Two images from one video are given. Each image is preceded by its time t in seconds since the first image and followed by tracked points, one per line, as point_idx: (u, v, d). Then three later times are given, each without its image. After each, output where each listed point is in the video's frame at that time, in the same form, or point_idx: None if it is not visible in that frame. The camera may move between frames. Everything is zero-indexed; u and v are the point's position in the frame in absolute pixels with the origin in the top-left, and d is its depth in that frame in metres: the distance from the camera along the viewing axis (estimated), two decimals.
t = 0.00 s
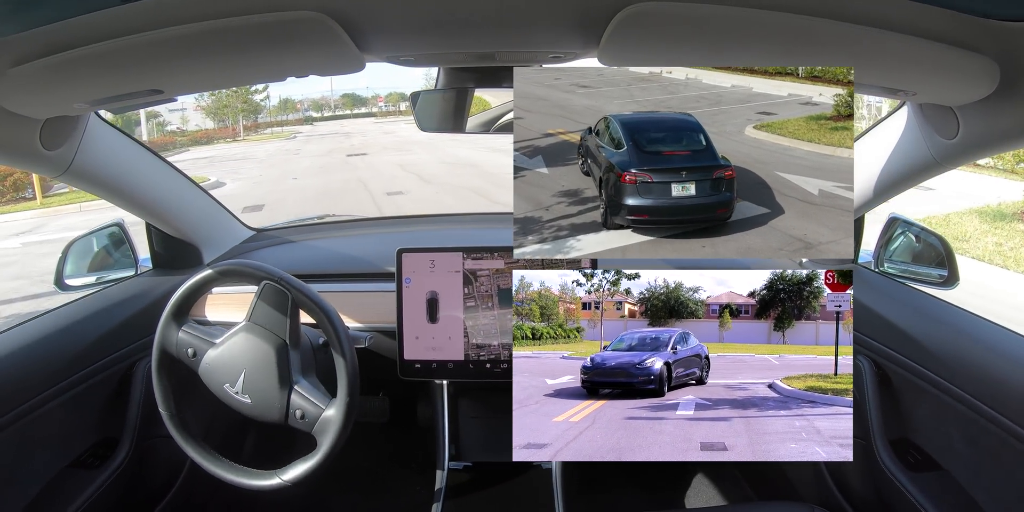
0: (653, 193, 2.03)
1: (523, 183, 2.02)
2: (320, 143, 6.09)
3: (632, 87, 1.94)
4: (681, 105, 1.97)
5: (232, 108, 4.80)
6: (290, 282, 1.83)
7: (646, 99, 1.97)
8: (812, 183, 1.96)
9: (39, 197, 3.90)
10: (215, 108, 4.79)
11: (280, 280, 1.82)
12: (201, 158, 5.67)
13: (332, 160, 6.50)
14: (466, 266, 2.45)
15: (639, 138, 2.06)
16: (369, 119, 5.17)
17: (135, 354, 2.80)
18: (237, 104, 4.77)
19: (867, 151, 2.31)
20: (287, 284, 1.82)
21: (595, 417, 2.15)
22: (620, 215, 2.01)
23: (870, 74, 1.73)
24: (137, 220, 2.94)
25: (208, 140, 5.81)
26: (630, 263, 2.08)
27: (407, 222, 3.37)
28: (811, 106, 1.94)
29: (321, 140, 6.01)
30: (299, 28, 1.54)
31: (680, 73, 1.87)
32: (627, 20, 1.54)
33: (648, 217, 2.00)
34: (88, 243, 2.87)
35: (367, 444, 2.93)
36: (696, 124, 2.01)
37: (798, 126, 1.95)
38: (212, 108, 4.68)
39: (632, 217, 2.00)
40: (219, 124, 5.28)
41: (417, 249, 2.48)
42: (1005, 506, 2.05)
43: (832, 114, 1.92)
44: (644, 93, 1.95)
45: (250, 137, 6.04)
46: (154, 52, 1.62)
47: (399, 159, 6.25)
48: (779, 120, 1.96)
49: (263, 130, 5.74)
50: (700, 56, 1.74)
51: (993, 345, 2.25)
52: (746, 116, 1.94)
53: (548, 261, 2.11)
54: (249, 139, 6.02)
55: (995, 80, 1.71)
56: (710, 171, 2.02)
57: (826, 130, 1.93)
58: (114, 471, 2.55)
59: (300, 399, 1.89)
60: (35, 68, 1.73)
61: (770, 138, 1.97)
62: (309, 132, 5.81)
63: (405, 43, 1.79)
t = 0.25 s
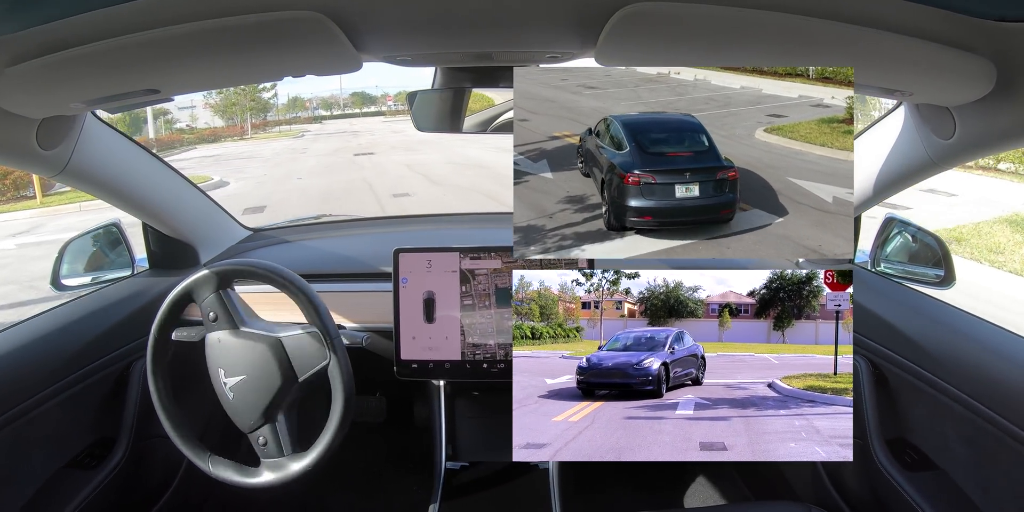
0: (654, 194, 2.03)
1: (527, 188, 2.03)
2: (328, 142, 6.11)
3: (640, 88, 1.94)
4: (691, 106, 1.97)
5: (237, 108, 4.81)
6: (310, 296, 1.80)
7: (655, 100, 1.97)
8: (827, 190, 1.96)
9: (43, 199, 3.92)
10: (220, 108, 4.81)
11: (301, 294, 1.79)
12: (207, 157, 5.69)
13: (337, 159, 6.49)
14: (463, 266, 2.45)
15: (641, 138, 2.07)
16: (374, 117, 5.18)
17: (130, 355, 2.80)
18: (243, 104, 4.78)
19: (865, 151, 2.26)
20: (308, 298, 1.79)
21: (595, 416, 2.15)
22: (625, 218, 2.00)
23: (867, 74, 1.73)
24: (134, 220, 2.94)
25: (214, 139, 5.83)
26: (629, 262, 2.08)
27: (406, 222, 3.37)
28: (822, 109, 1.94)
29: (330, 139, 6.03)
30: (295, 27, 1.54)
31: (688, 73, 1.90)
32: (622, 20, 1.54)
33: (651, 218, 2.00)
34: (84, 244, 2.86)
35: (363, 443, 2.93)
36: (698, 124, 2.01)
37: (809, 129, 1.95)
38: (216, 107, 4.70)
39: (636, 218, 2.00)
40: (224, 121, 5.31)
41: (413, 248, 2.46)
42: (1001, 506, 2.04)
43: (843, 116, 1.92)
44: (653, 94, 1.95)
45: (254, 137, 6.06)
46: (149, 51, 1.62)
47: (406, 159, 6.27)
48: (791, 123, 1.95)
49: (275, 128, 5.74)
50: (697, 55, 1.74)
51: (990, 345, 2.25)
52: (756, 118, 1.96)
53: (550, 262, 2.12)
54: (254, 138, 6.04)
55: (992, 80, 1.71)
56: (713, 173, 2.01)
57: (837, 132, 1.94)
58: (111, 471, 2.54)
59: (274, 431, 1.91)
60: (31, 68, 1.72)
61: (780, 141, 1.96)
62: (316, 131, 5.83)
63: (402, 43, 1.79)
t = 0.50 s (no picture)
0: (655, 196, 2.02)
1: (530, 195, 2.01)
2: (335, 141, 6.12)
3: (646, 90, 1.94)
4: (698, 109, 1.97)
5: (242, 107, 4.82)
6: (311, 295, 1.82)
7: (662, 102, 1.97)
8: (840, 198, 1.94)
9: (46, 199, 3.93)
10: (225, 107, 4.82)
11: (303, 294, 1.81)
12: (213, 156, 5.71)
13: (343, 159, 6.50)
14: (463, 266, 2.45)
15: (641, 140, 2.09)
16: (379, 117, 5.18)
17: (129, 354, 2.80)
18: (248, 103, 4.80)
19: (867, 150, 2.30)
20: (308, 298, 1.80)
21: (594, 416, 2.16)
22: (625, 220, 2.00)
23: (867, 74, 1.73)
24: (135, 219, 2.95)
25: (221, 137, 5.85)
26: (629, 259, 2.04)
27: (408, 222, 3.37)
28: (833, 111, 1.92)
29: (338, 137, 6.04)
30: (295, 27, 1.54)
31: (695, 73, 1.91)
32: (622, 20, 1.53)
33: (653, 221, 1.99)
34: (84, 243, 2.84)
35: (366, 442, 2.96)
36: (698, 125, 2.01)
37: (820, 132, 1.93)
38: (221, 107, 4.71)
39: (637, 220, 1.99)
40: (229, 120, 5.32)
41: (413, 248, 2.46)
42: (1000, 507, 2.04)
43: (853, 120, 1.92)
44: (659, 96, 1.95)
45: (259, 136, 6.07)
46: (150, 50, 1.62)
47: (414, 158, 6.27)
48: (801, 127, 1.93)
49: (281, 127, 5.75)
50: (697, 55, 1.74)
51: (989, 346, 2.24)
52: (765, 120, 1.95)
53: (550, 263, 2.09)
54: (258, 138, 6.04)
55: (993, 81, 1.71)
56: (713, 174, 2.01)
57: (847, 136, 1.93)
58: (110, 472, 2.54)
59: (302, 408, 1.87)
60: (31, 67, 1.72)
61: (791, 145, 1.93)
62: (323, 130, 5.84)
63: (402, 42, 1.79)
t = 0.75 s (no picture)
0: (656, 197, 2.02)
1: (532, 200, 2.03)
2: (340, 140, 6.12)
3: (650, 90, 1.96)
4: (703, 110, 1.99)
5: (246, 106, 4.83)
6: (315, 295, 1.83)
7: (668, 103, 1.99)
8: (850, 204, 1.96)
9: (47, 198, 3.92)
10: (230, 107, 4.82)
11: (306, 294, 1.80)
12: (216, 156, 5.71)
13: (347, 158, 6.50)
14: (466, 266, 2.45)
15: (640, 140, 2.09)
16: (384, 116, 5.19)
17: (130, 354, 2.79)
18: (252, 104, 4.80)
19: (865, 157, 2.31)
20: (312, 298, 1.81)
21: (593, 417, 2.14)
22: (625, 221, 2.01)
23: (870, 74, 1.73)
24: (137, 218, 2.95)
25: (225, 137, 5.85)
26: (629, 261, 2.04)
27: (410, 222, 3.37)
28: (842, 114, 1.94)
29: (343, 137, 6.04)
30: (298, 27, 1.54)
31: (700, 73, 1.90)
32: (625, 19, 1.53)
33: (655, 222, 2.00)
34: (87, 241, 2.84)
35: (368, 442, 2.98)
36: (698, 125, 2.02)
37: (830, 135, 1.96)
38: (225, 106, 4.71)
39: (637, 222, 2.01)
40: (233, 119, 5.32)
41: (416, 248, 2.47)
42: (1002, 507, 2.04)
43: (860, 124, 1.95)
44: (664, 97, 1.97)
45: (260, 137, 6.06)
46: (153, 49, 1.62)
47: (418, 159, 6.27)
48: (810, 128, 1.96)
49: (286, 126, 5.75)
50: (699, 55, 1.73)
51: (991, 347, 2.24)
52: (772, 122, 1.97)
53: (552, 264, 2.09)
54: (260, 139, 6.04)
55: (995, 82, 1.71)
56: (714, 175, 2.02)
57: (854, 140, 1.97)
58: (111, 471, 2.54)
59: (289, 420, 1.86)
60: (34, 66, 1.72)
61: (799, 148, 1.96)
62: (328, 129, 5.84)
63: (405, 42, 1.79)
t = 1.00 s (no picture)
0: (658, 197, 2.05)
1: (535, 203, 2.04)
2: (345, 140, 6.12)
3: (656, 91, 1.96)
4: (711, 111, 1.99)
5: (252, 106, 4.83)
6: (319, 294, 1.82)
7: (675, 104, 1.98)
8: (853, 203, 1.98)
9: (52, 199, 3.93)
10: (235, 107, 4.83)
11: (310, 293, 1.80)
12: (218, 155, 5.72)
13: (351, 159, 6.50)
14: (469, 266, 2.45)
15: (641, 140, 2.12)
16: (389, 116, 5.19)
17: (132, 354, 2.79)
18: (255, 104, 4.80)
19: (866, 158, 2.33)
20: (316, 297, 1.81)
21: (591, 417, 2.13)
22: (627, 220, 2.00)
23: (874, 75, 1.73)
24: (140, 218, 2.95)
25: (227, 137, 5.86)
26: (634, 263, 2.05)
27: (412, 222, 3.37)
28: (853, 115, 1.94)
29: (348, 136, 6.04)
30: (303, 27, 1.54)
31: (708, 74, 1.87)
32: (629, 19, 1.53)
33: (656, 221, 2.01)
34: (91, 241, 2.85)
35: (370, 442, 2.97)
36: (699, 124, 2.04)
37: (841, 138, 1.97)
38: (230, 106, 4.72)
39: (637, 221, 2.00)
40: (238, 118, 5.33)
41: (419, 247, 2.46)
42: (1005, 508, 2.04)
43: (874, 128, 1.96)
44: (670, 97, 1.96)
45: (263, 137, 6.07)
46: (157, 49, 1.62)
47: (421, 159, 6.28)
48: (821, 131, 1.98)
49: (289, 127, 5.75)
50: (703, 56, 1.74)
51: (995, 348, 2.24)
52: (782, 124, 1.99)
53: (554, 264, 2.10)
54: (263, 139, 6.05)
55: (999, 83, 1.71)
56: (715, 175, 2.04)
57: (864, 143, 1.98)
58: (114, 470, 2.54)
59: (286, 425, 1.87)
60: (38, 66, 1.73)
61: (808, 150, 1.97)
62: (333, 129, 5.84)
63: (408, 42, 1.79)
